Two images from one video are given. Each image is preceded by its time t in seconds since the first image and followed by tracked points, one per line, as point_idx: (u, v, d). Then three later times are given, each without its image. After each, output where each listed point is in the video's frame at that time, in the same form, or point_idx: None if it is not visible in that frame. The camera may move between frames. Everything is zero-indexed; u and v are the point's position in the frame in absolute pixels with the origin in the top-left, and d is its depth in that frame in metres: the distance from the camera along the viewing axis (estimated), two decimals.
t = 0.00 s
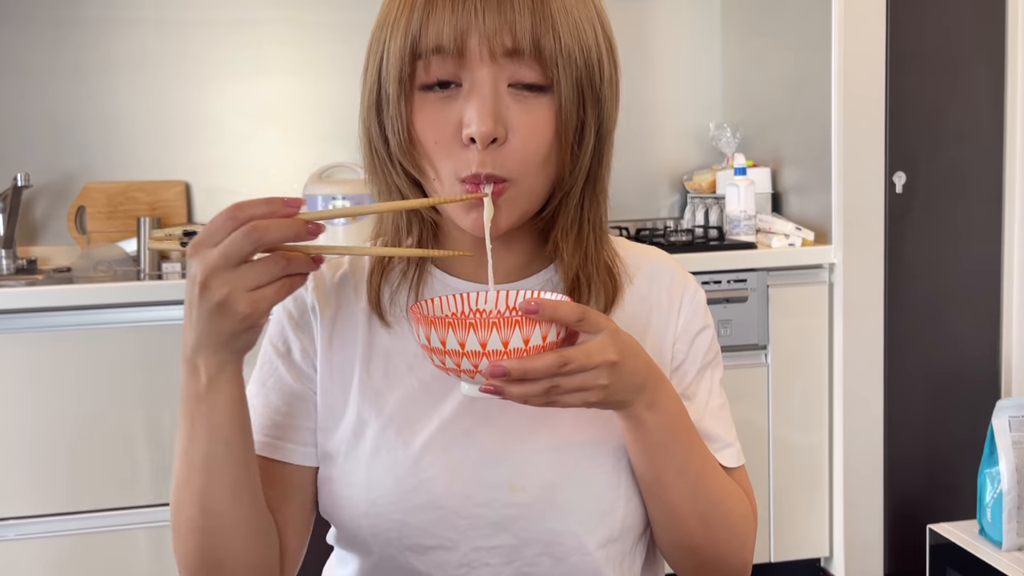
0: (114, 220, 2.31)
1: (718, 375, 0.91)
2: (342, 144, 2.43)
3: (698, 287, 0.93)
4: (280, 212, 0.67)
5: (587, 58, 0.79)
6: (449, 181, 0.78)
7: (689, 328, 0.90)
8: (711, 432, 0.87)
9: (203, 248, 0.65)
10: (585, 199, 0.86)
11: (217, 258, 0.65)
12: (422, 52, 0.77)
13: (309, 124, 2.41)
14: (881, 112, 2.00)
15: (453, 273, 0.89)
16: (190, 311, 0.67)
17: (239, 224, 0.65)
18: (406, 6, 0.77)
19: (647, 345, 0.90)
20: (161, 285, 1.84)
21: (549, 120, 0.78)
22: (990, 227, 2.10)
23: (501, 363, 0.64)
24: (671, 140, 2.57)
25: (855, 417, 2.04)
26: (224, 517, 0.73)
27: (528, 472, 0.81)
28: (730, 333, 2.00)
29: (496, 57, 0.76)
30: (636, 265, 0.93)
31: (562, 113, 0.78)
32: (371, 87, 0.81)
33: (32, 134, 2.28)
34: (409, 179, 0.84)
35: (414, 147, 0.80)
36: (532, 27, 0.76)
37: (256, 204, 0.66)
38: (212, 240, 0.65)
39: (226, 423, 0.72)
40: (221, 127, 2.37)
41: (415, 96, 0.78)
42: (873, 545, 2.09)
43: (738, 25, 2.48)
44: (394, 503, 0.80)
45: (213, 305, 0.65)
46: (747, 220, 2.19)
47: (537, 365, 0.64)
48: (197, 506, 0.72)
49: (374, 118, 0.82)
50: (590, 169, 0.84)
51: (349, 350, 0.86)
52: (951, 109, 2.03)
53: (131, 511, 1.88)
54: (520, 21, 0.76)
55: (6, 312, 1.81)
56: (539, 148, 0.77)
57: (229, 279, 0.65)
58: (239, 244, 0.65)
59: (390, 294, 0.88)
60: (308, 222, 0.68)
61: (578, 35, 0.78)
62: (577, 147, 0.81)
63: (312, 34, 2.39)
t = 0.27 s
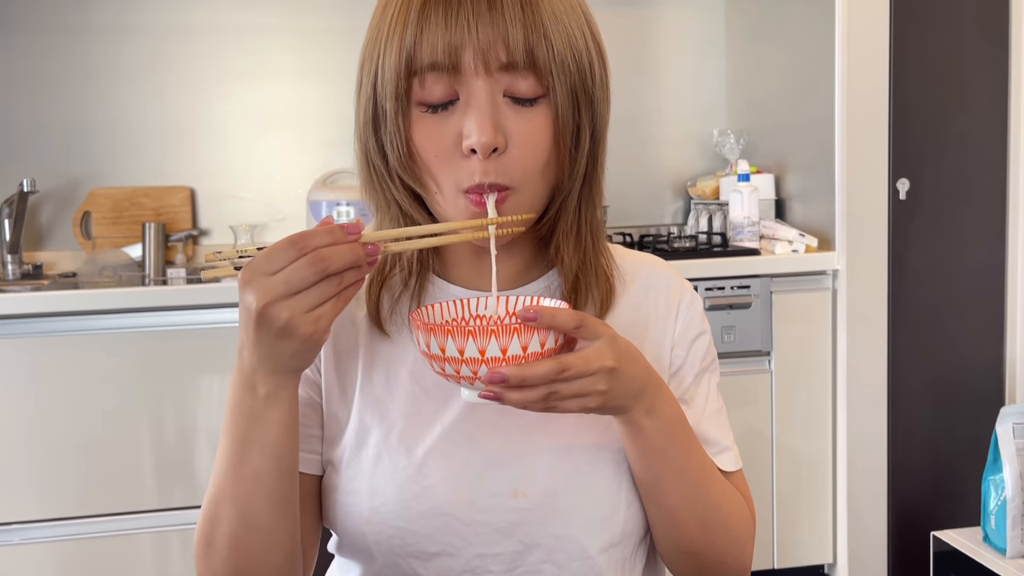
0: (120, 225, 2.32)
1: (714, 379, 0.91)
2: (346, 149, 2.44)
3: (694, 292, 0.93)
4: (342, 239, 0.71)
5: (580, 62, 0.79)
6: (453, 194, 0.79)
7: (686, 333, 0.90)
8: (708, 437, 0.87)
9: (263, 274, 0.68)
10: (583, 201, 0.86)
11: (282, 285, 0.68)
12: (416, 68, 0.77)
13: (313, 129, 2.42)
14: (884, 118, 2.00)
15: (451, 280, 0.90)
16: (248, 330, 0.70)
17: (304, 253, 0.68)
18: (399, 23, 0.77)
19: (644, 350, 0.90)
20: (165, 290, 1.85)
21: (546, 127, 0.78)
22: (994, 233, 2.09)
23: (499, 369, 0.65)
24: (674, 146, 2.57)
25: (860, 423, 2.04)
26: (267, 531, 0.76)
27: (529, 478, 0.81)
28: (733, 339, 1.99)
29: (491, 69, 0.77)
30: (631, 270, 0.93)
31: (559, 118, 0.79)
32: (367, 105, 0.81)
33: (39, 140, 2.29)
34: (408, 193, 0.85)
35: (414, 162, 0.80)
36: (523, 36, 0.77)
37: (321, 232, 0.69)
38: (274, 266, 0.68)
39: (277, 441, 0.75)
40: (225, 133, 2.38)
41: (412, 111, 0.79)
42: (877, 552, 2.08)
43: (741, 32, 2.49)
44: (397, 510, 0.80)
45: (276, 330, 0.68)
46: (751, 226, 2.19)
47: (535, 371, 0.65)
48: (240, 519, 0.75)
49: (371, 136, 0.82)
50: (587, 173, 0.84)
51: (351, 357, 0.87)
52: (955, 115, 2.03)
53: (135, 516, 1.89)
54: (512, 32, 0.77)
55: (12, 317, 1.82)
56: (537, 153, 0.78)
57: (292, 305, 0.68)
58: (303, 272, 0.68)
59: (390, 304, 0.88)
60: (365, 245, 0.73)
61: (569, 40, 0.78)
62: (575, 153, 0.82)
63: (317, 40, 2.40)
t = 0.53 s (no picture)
0: (123, 229, 2.33)
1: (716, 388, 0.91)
2: (349, 154, 2.44)
3: (696, 301, 0.93)
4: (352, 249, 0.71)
5: (583, 67, 0.80)
6: (459, 204, 0.79)
7: (689, 340, 0.90)
8: (710, 442, 0.87)
9: (278, 285, 0.69)
10: (586, 203, 0.86)
11: (299, 297, 0.68)
12: (421, 80, 0.78)
13: (316, 134, 2.43)
14: (886, 123, 2.00)
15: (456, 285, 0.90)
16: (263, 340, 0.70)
17: (317, 262, 0.69)
18: (400, 35, 0.77)
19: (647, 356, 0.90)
20: (168, 293, 1.85)
21: (552, 134, 0.79)
22: (998, 238, 2.09)
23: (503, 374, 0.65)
24: (676, 151, 2.57)
25: (862, 429, 2.03)
26: (274, 532, 0.77)
27: (532, 481, 0.81)
28: (736, 344, 1.99)
29: (495, 79, 0.77)
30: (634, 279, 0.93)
31: (564, 124, 0.79)
32: (371, 116, 0.81)
33: (43, 144, 2.30)
34: (412, 203, 0.85)
35: (420, 172, 0.81)
36: (527, 45, 0.77)
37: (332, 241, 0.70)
38: (289, 276, 0.69)
39: (288, 443, 0.75)
40: (228, 137, 2.39)
41: (418, 122, 0.79)
42: (880, 558, 2.07)
43: (743, 37, 2.49)
44: (400, 512, 0.80)
45: (294, 340, 0.69)
46: (753, 231, 2.19)
47: (539, 376, 0.65)
48: (248, 520, 0.76)
49: (376, 147, 0.82)
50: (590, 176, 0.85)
51: (355, 362, 0.87)
52: (958, 120, 2.03)
53: (137, 519, 1.89)
54: (515, 41, 0.77)
55: (15, 320, 1.83)
56: (543, 161, 0.78)
57: (309, 317, 0.69)
58: (318, 284, 0.69)
59: (393, 315, 0.88)
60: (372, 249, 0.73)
61: (571, 45, 0.78)
62: (580, 159, 0.82)
63: (320, 44, 2.40)
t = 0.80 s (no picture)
0: (126, 232, 2.33)
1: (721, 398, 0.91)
2: (351, 157, 2.45)
3: (704, 312, 0.93)
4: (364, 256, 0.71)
5: (599, 84, 0.80)
6: (469, 215, 0.79)
7: (695, 351, 0.91)
8: (715, 452, 0.88)
9: (292, 299, 0.69)
10: (596, 217, 0.87)
11: (313, 309, 0.69)
12: (436, 92, 0.78)
13: (319, 138, 2.43)
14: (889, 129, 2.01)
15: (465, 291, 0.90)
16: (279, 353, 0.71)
17: (331, 274, 0.69)
18: (418, 46, 0.78)
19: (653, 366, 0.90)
20: (171, 297, 1.86)
21: (565, 149, 0.79)
22: (999, 244, 2.09)
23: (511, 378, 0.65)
24: (678, 155, 2.57)
25: (864, 434, 2.03)
26: (283, 536, 0.77)
27: (537, 488, 0.81)
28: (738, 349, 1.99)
29: (512, 94, 0.78)
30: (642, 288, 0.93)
31: (578, 140, 0.80)
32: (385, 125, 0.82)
33: (47, 147, 2.30)
34: (424, 211, 0.85)
35: (431, 183, 0.81)
36: (544, 61, 0.77)
37: (344, 252, 0.70)
38: (303, 288, 0.69)
39: (299, 447, 0.76)
40: (231, 141, 2.39)
41: (431, 133, 0.80)
42: (881, 563, 2.07)
43: (745, 42, 2.50)
44: (405, 516, 0.80)
45: (310, 352, 0.70)
46: (755, 236, 2.19)
47: (547, 381, 0.65)
48: (257, 524, 0.76)
49: (389, 155, 0.82)
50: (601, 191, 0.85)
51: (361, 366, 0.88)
52: (960, 126, 2.04)
53: (139, 522, 1.89)
54: (534, 58, 0.77)
55: (20, 323, 1.83)
56: (556, 176, 0.79)
57: (324, 329, 0.69)
58: (332, 296, 0.69)
59: (401, 315, 0.89)
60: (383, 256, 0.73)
61: (588, 62, 0.79)
62: (592, 173, 0.82)
63: (322, 48, 2.41)
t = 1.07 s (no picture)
0: (127, 233, 2.34)
1: (722, 402, 0.92)
2: (352, 159, 2.45)
3: (707, 314, 0.93)
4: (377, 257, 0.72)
5: (614, 99, 0.80)
6: (472, 217, 0.79)
7: (699, 355, 0.91)
8: (717, 456, 0.88)
9: (308, 299, 0.69)
10: (608, 232, 0.87)
11: (331, 309, 0.69)
12: (450, 94, 0.78)
13: (320, 139, 2.44)
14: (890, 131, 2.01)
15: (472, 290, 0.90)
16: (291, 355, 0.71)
17: (347, 275, 0.70)
18: (437, 46, 0.78)
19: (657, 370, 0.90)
20: (173, 298, 1.86)
21: (575, 160, 0.79)
22: (1000, 247, 2.09)
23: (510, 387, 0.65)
24: (679, 157, 2.58)
25: (864, 435, 2.03)
26: (293, 536, 0.78)
27: (540, 491, 0.81)
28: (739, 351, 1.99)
29: (526, 103, 0.78)
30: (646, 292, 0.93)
31: (589, 153, 0.80)
32: (398, 120, 0.82)
33: (48, 148, 2.30)
34: (432, 211, 0.86)
35: (439, 182, 0.82)
36: (560, 72, 0.77)
37: (358, 252, 0.71)
38: (317, 290, 0.70)
39: (311, 448, 0.76)
40: (232, 142, 2.39)
41: (442, 133, 0.80)
42: (881, 565, 2.07)
43: (746, 44, 2.50)
44: (408, 518, 0.81)
45: (327, 353, 0.70)
46: (756, 237, 2.19)
47: (547, 389, 0.65)
48: (268, 525, 0.77)
49: (399, 151, 0.83)
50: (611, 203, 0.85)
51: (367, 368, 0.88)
52: (961, 129, 2.04)
53: (139, 522, 1.89)
54: (551, 69, 0.77)
55: (22, 324, 1.83)
56: (564, 187, 0.79)
57: (341, 327, 0.70)
58: (349, 295, 0.70)
59: (407, 311, 0.89)
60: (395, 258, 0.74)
61: (605, 76, 0.79)
62: (602, 184, 0.83)
63: (323, 50, 2.41)
